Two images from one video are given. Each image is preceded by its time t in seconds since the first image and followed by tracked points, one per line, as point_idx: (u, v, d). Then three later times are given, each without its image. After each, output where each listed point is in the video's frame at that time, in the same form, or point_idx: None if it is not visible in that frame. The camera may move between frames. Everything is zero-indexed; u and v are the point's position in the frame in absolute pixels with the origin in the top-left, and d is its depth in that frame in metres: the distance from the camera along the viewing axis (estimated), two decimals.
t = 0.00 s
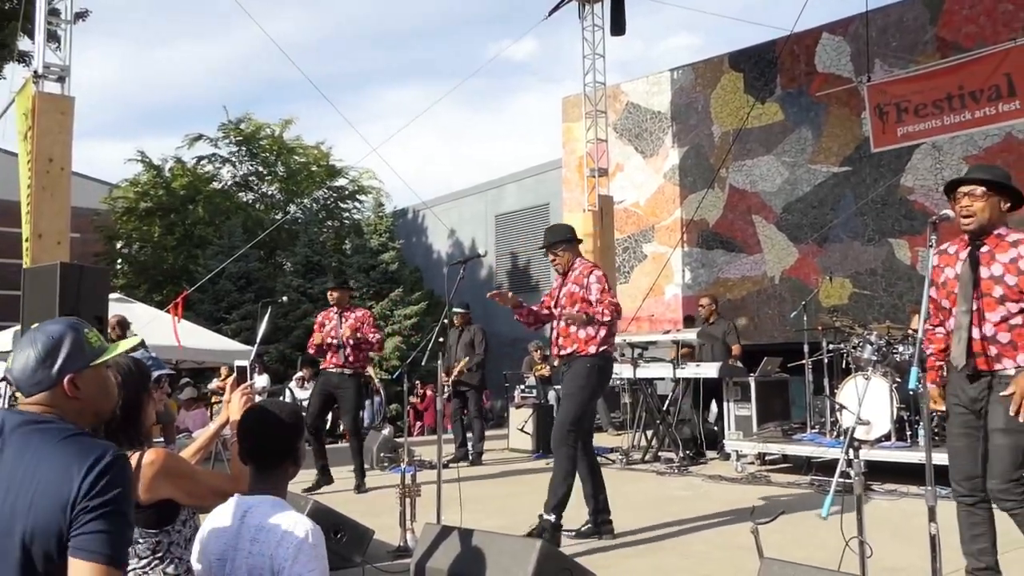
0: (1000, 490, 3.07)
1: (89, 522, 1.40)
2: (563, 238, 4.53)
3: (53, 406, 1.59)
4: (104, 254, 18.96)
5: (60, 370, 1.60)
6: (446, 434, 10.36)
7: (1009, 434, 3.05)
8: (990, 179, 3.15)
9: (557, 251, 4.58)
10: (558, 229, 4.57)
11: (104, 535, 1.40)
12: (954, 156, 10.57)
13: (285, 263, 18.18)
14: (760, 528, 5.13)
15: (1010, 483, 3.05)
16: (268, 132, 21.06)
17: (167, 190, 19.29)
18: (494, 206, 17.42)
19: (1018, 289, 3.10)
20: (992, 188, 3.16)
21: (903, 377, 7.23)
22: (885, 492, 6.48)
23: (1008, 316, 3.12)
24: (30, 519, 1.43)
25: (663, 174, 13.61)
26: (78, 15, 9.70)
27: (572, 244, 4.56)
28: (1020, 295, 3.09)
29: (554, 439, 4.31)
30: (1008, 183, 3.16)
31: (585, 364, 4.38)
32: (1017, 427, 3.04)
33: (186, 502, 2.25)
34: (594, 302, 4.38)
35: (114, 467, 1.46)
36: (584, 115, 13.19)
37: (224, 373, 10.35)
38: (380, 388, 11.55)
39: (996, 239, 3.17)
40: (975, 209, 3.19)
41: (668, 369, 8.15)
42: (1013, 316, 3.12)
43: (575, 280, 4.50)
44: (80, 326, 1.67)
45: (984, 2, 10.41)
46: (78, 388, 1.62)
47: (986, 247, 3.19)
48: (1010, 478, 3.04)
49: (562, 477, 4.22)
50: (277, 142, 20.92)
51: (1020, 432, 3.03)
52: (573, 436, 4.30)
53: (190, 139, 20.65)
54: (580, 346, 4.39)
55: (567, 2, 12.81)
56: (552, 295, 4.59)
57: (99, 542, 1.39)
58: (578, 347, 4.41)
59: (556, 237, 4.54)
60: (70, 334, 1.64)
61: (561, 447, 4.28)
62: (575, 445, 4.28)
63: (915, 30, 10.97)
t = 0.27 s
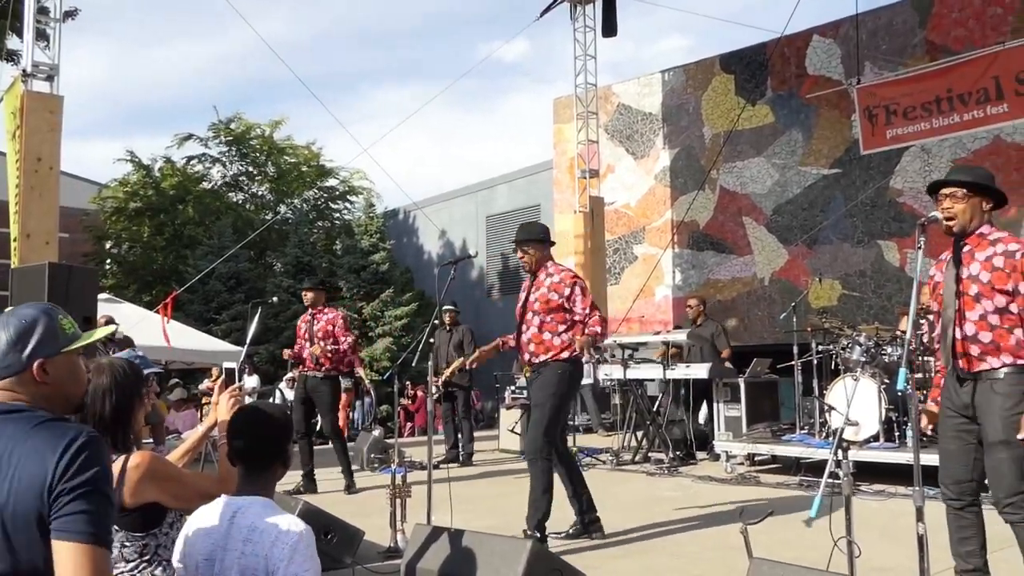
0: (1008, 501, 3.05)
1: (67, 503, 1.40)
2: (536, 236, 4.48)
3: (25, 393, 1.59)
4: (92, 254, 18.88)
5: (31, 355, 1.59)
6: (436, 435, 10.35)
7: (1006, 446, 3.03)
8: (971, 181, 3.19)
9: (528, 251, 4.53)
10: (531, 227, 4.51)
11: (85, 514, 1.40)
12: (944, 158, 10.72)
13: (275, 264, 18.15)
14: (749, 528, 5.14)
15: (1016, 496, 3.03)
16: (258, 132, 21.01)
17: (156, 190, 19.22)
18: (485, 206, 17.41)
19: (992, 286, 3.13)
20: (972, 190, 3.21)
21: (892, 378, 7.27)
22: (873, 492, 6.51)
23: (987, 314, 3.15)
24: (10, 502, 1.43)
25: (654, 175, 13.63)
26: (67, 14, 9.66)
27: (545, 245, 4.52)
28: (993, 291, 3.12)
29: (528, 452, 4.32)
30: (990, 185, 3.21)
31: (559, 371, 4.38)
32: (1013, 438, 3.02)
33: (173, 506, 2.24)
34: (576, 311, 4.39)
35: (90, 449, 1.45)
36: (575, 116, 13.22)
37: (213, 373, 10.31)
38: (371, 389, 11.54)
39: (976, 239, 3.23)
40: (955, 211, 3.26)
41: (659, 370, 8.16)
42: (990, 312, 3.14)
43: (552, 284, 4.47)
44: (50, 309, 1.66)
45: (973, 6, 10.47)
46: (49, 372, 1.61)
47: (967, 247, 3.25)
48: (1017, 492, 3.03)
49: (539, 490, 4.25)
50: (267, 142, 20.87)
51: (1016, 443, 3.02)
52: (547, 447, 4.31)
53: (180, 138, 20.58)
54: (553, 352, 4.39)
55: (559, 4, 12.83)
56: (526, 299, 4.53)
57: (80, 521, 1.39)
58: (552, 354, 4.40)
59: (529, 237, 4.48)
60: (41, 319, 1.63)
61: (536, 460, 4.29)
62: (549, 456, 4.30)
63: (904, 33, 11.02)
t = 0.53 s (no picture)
0: (994, 506, 3.07)
1: (47, 498, 1.39)
2: (511, 233, 4.48)
3: (11, 403, 1.58)
4: (78, 254, 18.76)
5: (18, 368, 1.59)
6: (424, 436, 10.33)
7: (996, 450, 3.05)
8: (954, 185, 3.22)
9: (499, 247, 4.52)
10: (503, 223, 4.51)
11: (66, 509, 1.39)
12: (931, 161, 10.83)
13: (263, 264, 18.08)
14: (737, 529, 5.16)
15: (1003, 500, 3.05)
16: (246, 131, 20.92)
17: (143, 189, 19.11)
18: (473, 207, 17.40)
19: (968, 286, 3.14)
20: (955, 195, 3.24)
21: (878, 380, 7.31)
22: (859, 493, 6.54)
23: (968, 314, 3.14)
24: None
25: (642, 176, 13.65)
26: (53, 11, 9.58)
27: (516, 242, 4.50)
28: (969, 292, 3.13)
29: (503, 459, 4.29)
30: (972, 188, 3.23)
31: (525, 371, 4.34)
32: (999, 443, 3.04)
33: (158, 506, 2.22)
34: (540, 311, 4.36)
35: (71, 451, 1.45)
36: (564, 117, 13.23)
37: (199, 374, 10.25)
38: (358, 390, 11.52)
39: (955, 242, 3.25)
40: (938, 215, 3.28)
41: (647, 371, 8.18)
42: (972, 313, 3.13)
43: (518, 281, 4.44)
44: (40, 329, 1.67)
45: (959, 10, 10.54)
46: (39, 387, 1.62)
47: (949, 251, 3.27)
48: (1003, 496, 3.05)
49: (519, 496, 4.23)
50: (255, 141, 20.79)
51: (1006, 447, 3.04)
52: (520, 452, 4.29)
53: (167, 137, 20.47)
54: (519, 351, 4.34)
55: (548, 5, 12.84)
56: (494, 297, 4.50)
57: (59, 515, 1.38)
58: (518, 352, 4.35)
59: (502, 233, 4.47)
60: (32, 333, 1.63)
61: (512, 466, 4.27)
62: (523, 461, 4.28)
63: (891, 36, 11.09)
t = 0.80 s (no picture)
0: (963, 504, 3.13)
1: None
2: (469, 230, 4.49)
3: None
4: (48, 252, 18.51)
5: None
6: (398, 437, 10.30)
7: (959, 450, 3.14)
8: (920, 191, 3.29)
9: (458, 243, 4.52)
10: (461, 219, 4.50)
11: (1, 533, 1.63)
12: (901, 165, 10.88)
13: (237, 263, 17.95)
14: (707, 530, 5.19)
15: (972, 499, 3.11)
16: (220, 129, 20.75)
17: (115, 186, 18.89)
18: (450, 207, 17.38)
19: (926, 283, 3.21)
20: (922, 200, 3.31)
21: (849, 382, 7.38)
22: (829, 493, 6.61)
23: (927, 311, 3.21)
24: None
25: (619, 178, 13.71)
26: (24, 6, 9.45)
27: (475, 239, 4.53)
28: (926, 288, 3.20)
29: (457, 450, 4.33)
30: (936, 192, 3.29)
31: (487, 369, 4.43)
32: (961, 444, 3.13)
33: (123, 511, 2.20)
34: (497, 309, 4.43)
35: (13, 472, 1.68)
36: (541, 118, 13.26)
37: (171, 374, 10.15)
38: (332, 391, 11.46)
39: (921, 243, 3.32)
40: (905, 219, 3.36)
41: (621, 372, 8.20)
42: (929, 310, 3.20)
43: (477, 280, 4.47)
44: None
45: (931, 17, 10.67)
46: None
47: (916, 252, 3.34)
48: (971, 494, 3.11)
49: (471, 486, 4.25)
50: (230, 139, 20.63)
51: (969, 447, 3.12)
52: (474, 445, 4.32)
53: (140, 135, 20.25)
54: (479, 349, 4.42)
55: (526, 6, 12.85)
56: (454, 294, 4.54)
57: None
58: (478, 350, 4.42)
59: (460, 230, 4.47)
60: None
61: (465, 457, 4.29)
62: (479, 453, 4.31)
63: (864, 42, 11.20)
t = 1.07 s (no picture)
0: (893, 501, 3.30)
1: None
2: (389, 230, 4.52)
3: None
4: None
5: None
6: (327, 439, 10.17)
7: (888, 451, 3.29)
8: (839, 200, 3.42)
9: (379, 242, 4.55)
10: (382, 219, 4.53)
11: None
12: (825, 174, 11.22)
13: (162, 261, 17.50)
14: (633, 532, 5.26)
15: (903, 495, 3.28)
16: (146, 123, 20.17)
17: (33, 180, 18.21)
18: (383, 207, 17.23)
19: (842, 290, 3.34)
20: (840, 208, 3.44)
21: (773, 385, 7.56)
22: (753, 494, 6.77)
23: (844, 317, 3.33)
24: None
25: (553, 181, 13.79)
26: None
27: (396, 238, 4.56)
28: (842, 295, 3.33)
29: (390, 461, 4.39)
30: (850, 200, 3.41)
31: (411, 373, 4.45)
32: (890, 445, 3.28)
33: (34, 519, 2.17)
34: (421, 311, 4.46)
35: None
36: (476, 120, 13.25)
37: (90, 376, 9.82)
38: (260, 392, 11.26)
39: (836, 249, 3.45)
40: (825, 226, 3.47)
41: (552, 375, 8.24)
42: (846, 316, 3.32)
43: (398, 281, 4.50)
44: None
45: (854, 31, 11.00)
46: None
47: (832, 258, 3.47)
48: (902, 491, 3.28)
49: (406, 498, 4.34)
50: (156, 133, 20.09)
51: (896, 448, 3.27)
52: (406, 455, 4.39)
53: (60, 126, 19.55)
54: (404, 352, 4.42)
55: (462, 7, 12.83)
56: (375, 295, 4.55)
57: None
58: (401, 353, 4.42)
59: (381, 229, 4.50)
60: None
61: (399, 468, 4.36)
62: (412, 462, 4.39)
63: (792, 53, 11.49)
